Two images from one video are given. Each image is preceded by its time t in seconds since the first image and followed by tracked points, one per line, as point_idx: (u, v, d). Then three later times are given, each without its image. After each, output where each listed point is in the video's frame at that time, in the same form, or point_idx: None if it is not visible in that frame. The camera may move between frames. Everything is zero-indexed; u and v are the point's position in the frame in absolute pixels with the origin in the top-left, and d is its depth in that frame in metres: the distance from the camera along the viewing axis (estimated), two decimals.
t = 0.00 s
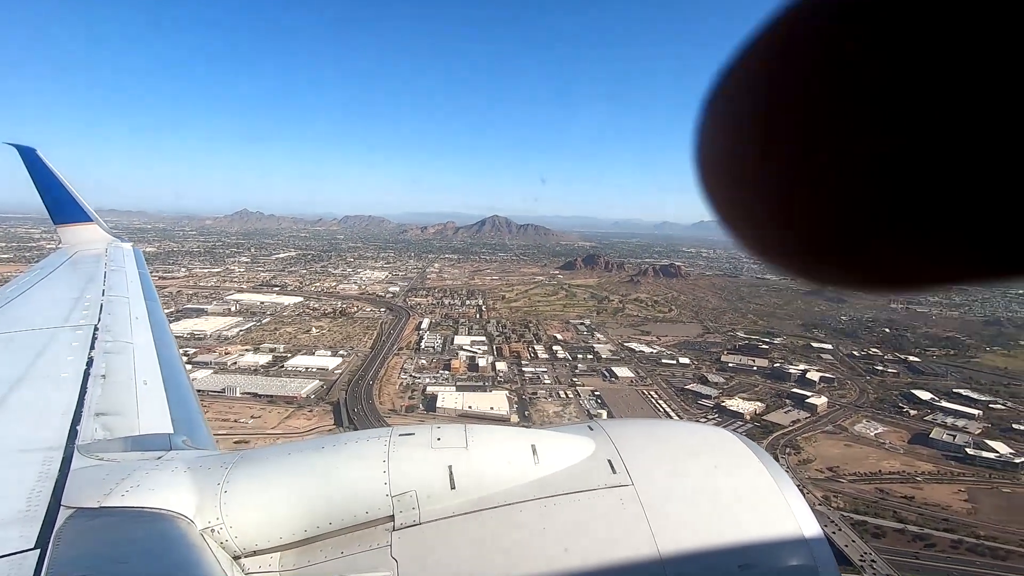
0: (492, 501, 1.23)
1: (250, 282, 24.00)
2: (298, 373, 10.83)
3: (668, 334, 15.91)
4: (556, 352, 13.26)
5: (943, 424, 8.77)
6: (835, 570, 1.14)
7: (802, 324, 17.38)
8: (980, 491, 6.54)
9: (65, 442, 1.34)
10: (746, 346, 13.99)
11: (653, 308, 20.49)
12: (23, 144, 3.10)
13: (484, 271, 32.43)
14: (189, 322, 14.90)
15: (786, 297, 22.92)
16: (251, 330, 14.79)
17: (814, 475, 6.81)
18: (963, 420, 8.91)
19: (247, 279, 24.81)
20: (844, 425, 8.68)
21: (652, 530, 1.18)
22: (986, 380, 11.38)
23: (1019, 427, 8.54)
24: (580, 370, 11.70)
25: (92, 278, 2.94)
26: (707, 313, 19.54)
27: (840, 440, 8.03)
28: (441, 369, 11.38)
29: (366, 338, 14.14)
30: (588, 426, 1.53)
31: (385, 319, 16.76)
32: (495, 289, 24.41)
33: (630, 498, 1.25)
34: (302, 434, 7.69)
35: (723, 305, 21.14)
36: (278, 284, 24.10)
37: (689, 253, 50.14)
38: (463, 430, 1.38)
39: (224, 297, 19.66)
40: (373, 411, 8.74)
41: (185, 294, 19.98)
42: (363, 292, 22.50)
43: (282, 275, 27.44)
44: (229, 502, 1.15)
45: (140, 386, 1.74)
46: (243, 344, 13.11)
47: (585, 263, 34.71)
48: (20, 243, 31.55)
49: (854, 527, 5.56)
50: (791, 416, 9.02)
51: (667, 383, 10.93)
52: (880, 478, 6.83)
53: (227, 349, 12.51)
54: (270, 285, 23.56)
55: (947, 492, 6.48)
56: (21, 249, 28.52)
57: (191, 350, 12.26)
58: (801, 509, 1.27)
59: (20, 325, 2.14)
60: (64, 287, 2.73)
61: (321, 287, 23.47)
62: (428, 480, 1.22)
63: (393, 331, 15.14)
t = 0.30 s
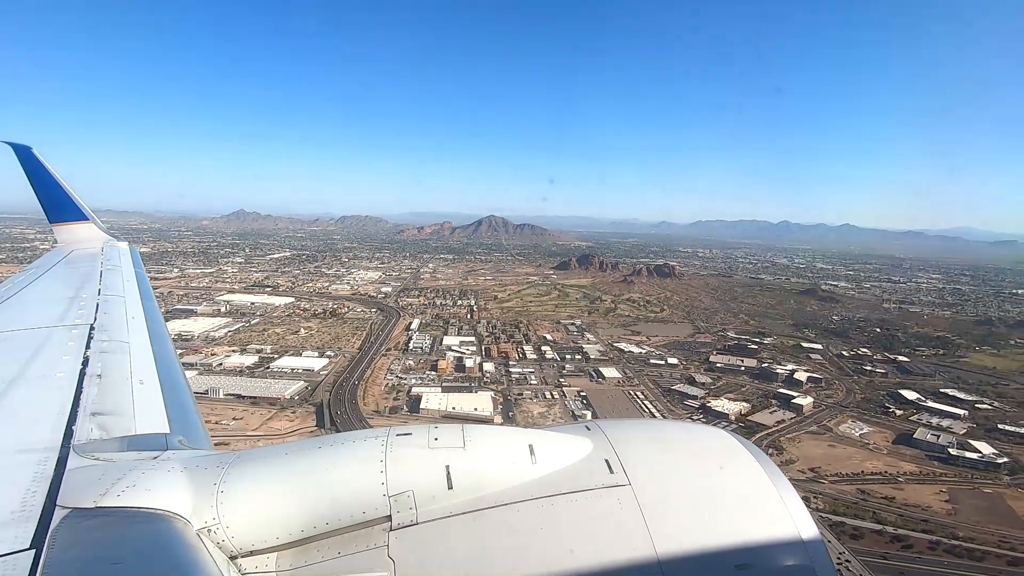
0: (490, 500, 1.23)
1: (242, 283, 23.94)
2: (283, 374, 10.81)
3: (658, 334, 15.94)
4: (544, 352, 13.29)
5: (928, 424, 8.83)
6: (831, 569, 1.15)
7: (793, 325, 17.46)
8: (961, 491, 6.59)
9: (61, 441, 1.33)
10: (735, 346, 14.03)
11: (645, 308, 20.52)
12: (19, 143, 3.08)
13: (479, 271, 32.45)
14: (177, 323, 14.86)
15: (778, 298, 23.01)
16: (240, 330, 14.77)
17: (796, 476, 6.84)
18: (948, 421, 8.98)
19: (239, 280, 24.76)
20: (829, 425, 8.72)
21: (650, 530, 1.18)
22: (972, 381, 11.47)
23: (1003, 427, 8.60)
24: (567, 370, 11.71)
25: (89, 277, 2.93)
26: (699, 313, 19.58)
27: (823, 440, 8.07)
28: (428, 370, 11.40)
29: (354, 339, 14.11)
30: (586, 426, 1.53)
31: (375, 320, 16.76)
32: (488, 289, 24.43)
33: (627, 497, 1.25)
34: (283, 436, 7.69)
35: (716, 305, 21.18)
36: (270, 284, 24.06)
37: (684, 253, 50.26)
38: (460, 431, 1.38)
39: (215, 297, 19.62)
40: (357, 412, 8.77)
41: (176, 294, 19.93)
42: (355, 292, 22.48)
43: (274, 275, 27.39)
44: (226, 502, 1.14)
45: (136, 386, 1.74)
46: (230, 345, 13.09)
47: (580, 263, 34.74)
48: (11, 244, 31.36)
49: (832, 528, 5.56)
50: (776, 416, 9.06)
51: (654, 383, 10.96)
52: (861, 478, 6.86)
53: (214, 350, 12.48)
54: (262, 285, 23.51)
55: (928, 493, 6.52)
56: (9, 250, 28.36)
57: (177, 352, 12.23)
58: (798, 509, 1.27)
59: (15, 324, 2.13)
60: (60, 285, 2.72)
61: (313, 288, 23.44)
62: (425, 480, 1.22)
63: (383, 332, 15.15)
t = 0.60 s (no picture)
0: (486, 501, 1.23)
1: (236, 282, 23.92)
2: (270, 374, 10.81)
3: (651, 334, 15.93)
4: (534, 351, 13.29)
5: (915, 424, 8.86)
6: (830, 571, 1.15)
7: (786, 324, 17.45)
8: (945, 492, 6.60)
9: (58, 441, 1.33)
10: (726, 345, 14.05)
11: (639, 307, 20.50)
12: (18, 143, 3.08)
13: (475, 270, 32.44)
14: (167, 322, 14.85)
15: (773, 298, 22.98)
16: (230, 330, 14.76)
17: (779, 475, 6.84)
18: (936, 421, 9.01)
19: (233, 279, 24.73)
20: (816, 425, 8.73)
21: (649, 533, 1.17)
22: (963, 381, 11.47)
23: (991, 427, 8.61)
24: (556, 370, 11.70)
25: (87, 276, 2.93)
26: (692, 312, 19.57)
27: (809, 441, 8.07)
28: (416, 370, 11.41)
29: (344, 338, 14.10)
30: (584, 426, 1.54)
31: (367, 319, 16.74)
32: (483, 289, 24.39)
33: (626, 497, 1.25)
34: (265, 437, 7.69)
35: (710, 305, 21.19)
36: (264, 284, 24.05)
37: (682, 252, 50.30)
38: (458, 430, 1.38)
39: (208, 297, 19.60)
40: (342, 412, 8.78)
41: (168, 294, 19.92)
42: (350, 291, 22.48)
43: (269, 274, 27.37)
44: (222, 503, 1.14)
45: (135, 385, 1.74)
46: (219, 345, 13.09)
47: (576, 262, 34.76)
48: (6, 243, 31.36)
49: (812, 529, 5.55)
50: (763, 416, 9.07)
51: (643, 383, 10.97)
52: (844, 479, 6.86)
53: (202, 350, 12.47)
54: (256, 285, 23.48)
55: (911, 494, 6.52)
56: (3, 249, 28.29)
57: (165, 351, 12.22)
58: (797, 509, 1.27)
59: (12, 323, 2.13)
60: (59, 284, 2.72)
61: (307, 287, 23.43)
62: (421, 480, 1.22)
63: (374, 331, 15.15)
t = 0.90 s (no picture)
0: (487, 499, 1.23)
1: (232, 280, 23.93)
2: (260, 372, 10.82)
3: (645, 332, 15.91)
4: (526, 349, 13.29)
5: (905, 422, 8.86)
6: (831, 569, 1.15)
7: (781, 322, 17.41)
8: (931, 491, 6.60)
9: (61, 440, 1.33)
10: (719, 343, 14.03)
11: (634, 305, 20.46)
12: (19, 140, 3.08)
13: (472, 268, 32.41)
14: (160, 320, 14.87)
15: (769, 295, 22.92)
16: (222, 328, 14.77)
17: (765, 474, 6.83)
18: (927, 419, 9.00)
19: (230, 277, 24.76)
20: (805, 424, 8.72)
21: (651, 531, 1.17)
22: (956, 378, 11.46)
23: (982, 425, 8.60)
24: (546, 368, 11.70)
25: (88, 274, 2.93)
26: (688, 310, 19.53)
27: (797, 439, 8.07)
28: (406, 368, 11.42)
29: (336, 337, 14.10)
30: (586, 424, 1.53)
31: (361, 317, 16.75)
32: (479, 286, 24.38)
33: (628, 496, 1.25)
34: (250, 436, 7.71)
35: (706, 302, 21.15)
36: (260, 282, 24.06)
37: (682, 249, 50.17)
38: (459, 429, 1.38)
39: (202, 295, 19.62)
40: (328, 410, 8.79)
41: (163, 292, 19.95)
42: (345, 290, 22.48)
43: (265, 272, 27.40)
44: (223, 501, 1.14)
45: (136, 383, 1.74)
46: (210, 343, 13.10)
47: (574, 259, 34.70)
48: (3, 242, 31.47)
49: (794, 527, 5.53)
50: (753, 414, 9.07)
51: (634, 381, 10.97)
52: (831, 477, 6.84)
53: (193, 348, 12.48)
54: (252, 283, 23.52)
55: (897, 493, 6.52)
56: None
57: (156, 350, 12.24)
58: (798, 508, 1.27)
59: (12, 322, 2.13)
60: (60, 283, 2.72)
61: (303, 285, 23.43)
62: (423, 478, 1.22)
63: (366, 329, 15.15)
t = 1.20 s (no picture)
0: (488, 496, 1.23)
1: (228, 278, 23.95)
2: (249, 370, 10.84)
3: (638, 329, 15.91)
4: (518, 346, 13.29)
5: (894, 420, 8.85)
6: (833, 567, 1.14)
7: (776, 319, 17.38)
8: (916, 489, 6.60)
9: (62, 437, 1.33)
10: (712, 340, 14.02)
11: (629, 302, 20.44)
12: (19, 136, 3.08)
13: (470, 265, 32.40)
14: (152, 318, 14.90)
15: (766, 292, 22.87)
16: (215, 325, 14.80)
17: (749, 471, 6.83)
18: (916, 416, 9.00)
19: (226, 275, 24.82)
20: (793, 421, 8.72)
21: (651, 526, 1.18)
22: (948, 376, 11.44)
23: (971, 423, 8.59)
24: (536, 365, 11.70)
25: (89, 271, 2.93)
26: (683, 307, 19.51)
27: (784, 437, 8.07)
28: (396, 366, 11.43)
29: (328, 334, 14.12)
30: (587, 420, 1.54)
31: (354, 315, 16.75)
32: (475, 283, 24.37)
33: (629, 492, 1.25)
34: (235, 433, 7.75)
35: (702, 299, 21.12)
36: (256, 279, 24.07)
37: (682, 246, 50.03)
38: (460, 425, 1.38)
39: (197, 292, 19.65)
40: (314, 409, 8.80)
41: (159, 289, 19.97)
42: (341, 287, 22.49)
43: (262, 269, 27.44)
44: (225, 498, 1.15)
45: (138, 380, 1.74)
46: (202, 341, 13.13)
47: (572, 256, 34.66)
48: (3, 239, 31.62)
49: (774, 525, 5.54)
50: (741, 412, 9.08)
51: (624, 378, 10.97)
52: (815, 476, 6.84)
53: (184, 346, 12.51)
54: (249, 280, 23.55)
55: (882, 491, 6.52)
56: None
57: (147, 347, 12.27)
58: (799, 504, 1.27)
59: (15, 319, 2.13)
60: (62, 280, 2.72)
61: (298, 282, 23.43)
62: (425, 476, 1.22)
63: (359, 327, 15.15)
